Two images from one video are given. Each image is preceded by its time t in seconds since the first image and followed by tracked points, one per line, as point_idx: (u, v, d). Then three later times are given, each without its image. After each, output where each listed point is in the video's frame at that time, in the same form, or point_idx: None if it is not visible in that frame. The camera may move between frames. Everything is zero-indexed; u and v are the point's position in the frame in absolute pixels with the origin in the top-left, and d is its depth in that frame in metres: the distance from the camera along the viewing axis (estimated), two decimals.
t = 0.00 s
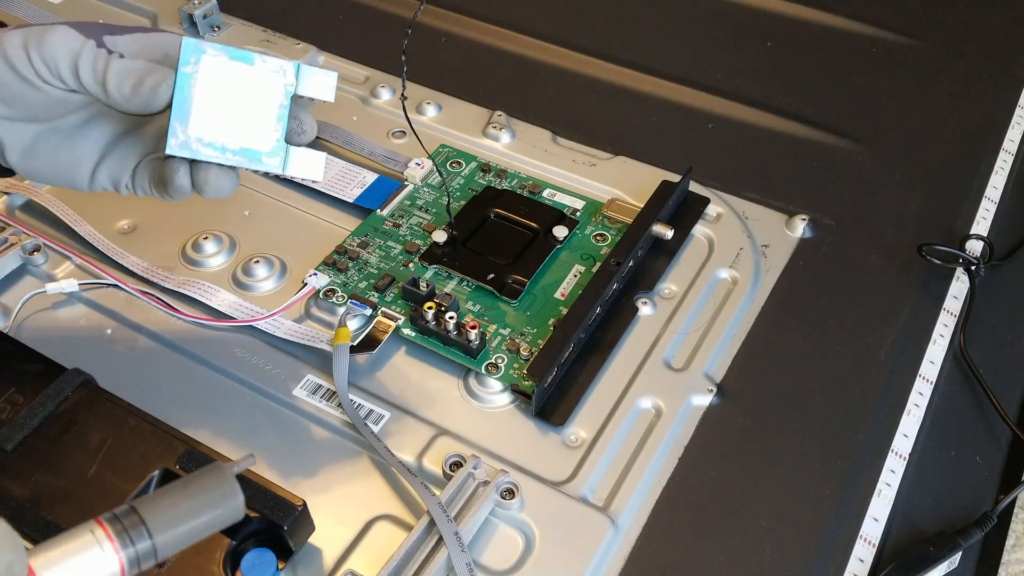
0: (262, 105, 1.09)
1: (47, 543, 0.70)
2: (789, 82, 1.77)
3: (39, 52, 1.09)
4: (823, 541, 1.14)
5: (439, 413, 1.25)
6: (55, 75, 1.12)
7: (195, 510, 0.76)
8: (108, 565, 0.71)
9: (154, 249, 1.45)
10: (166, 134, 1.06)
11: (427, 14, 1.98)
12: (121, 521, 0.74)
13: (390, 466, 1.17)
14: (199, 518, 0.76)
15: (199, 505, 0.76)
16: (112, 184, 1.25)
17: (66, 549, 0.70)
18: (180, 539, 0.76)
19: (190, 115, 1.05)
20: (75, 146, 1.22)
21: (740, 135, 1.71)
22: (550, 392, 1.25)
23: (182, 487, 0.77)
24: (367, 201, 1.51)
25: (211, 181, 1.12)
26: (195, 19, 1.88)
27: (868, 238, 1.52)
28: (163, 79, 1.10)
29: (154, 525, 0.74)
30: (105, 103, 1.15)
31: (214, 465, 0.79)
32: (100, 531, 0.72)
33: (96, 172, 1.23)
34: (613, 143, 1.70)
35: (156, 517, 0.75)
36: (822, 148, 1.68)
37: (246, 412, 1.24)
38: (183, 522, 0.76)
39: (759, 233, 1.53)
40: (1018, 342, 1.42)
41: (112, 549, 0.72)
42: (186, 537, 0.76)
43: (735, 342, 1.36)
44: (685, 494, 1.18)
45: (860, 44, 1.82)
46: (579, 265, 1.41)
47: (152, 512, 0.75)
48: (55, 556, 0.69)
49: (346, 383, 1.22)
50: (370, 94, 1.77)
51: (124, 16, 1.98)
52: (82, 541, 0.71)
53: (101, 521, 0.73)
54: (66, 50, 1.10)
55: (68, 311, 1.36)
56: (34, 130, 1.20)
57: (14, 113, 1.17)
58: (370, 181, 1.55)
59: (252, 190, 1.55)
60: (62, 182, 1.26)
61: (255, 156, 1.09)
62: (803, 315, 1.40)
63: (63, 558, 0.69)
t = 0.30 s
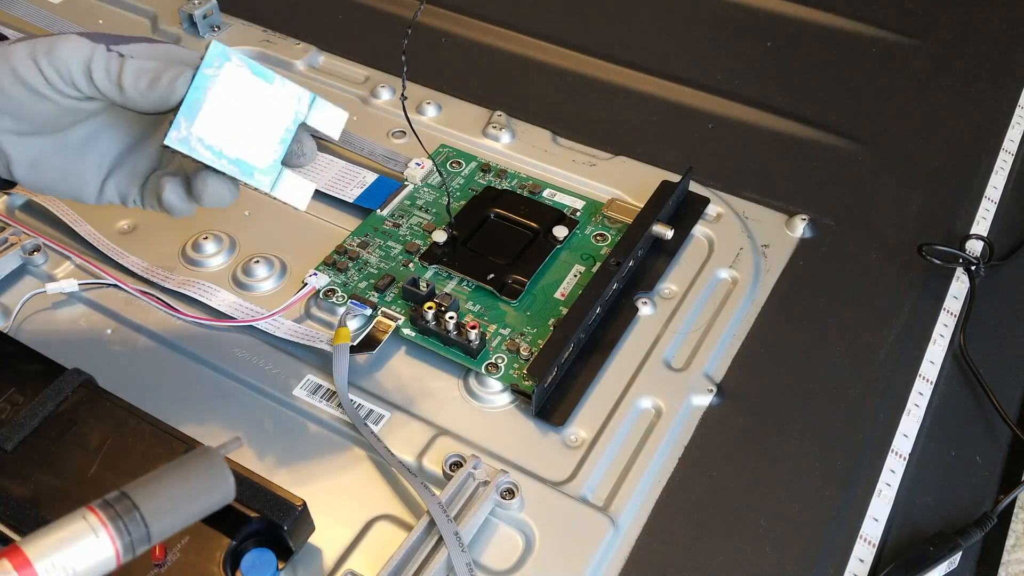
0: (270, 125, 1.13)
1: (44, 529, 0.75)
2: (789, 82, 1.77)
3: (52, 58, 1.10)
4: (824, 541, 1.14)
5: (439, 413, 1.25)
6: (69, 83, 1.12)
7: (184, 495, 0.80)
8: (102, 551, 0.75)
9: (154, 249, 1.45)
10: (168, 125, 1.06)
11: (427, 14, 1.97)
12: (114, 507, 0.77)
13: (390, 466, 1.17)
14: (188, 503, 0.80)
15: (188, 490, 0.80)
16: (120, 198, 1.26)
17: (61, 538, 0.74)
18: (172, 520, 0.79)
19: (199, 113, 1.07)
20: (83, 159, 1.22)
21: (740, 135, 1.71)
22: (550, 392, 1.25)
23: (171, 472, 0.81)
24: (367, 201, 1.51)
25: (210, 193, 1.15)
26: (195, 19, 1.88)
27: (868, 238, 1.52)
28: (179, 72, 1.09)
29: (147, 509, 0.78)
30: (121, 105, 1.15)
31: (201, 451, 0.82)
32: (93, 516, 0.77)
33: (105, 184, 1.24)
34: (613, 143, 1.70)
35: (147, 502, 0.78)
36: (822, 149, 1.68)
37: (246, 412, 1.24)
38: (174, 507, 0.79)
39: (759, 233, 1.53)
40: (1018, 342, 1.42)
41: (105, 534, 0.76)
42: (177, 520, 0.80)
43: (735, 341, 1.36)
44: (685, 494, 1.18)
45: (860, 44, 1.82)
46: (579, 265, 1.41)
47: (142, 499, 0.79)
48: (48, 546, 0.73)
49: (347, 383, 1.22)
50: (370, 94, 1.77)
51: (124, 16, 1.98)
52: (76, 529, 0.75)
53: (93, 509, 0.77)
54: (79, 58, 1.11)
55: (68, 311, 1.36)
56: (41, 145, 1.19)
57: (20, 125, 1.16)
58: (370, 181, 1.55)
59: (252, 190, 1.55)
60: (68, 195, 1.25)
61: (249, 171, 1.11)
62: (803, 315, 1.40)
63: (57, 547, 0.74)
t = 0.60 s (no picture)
0: (293, 114, 1.20)
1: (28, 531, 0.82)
2: (789, 82, 1.77)
3: (58, 59, 1.11)
4: (824, 541, 1.14)
5: (439, 413, 1.25)
6: (81, 76, 1.14)
7: (167, 489, 0.91)
8: (89, 545, 0.84)
9: (154, 249, 1.45)
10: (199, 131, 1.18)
11: (427, 14, 1.97)
12: (99, 502, 0.86)
13: (390, 466, 1.17)
14: (170, 499, 0.91)
15: (169, 488, 0.91)
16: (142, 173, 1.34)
17: (49, 533, 0.82)
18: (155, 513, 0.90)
19: (226, 121, 1.16)
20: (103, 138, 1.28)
21: (740, 135, 1.71)
22: (550, 392, 1.25)
23: (152, 472, 0.91)
24: (367, 201, 1.51)
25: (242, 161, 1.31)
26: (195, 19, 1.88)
27: (867, 238, 1.52)
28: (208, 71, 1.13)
29: (131, 503, 0.88)
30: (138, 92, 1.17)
31: (175, 448, 0.94)
32: (78, 511, 0.85)
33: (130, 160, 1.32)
34: (613, 143, 1.70)
35: (132, 497, 0.88)
36: (822, 148, 1.68)
37: (247, 412, 1.24)
38: (158, 498, 0.90)
39: (759, 233, 1.53)
40: (1017, 341, 1.42)
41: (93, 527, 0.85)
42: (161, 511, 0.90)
43: (735, 341, 1.36)
44: (685, 494, 1.18)
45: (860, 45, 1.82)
46: (579, 265, 1.41)
47: (127, 495, 0.88)
48: (36, 542, 0.81)
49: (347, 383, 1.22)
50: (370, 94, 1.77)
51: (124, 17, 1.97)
52: (63, 525, 0.83)
53: (77, 506, 0.86)
54: (82, 54, 1.11)
55: (68, 311, 1.36)
56: (65, 127, 1.24)
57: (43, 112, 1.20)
58: (370, 181, 1.55)
59: (252, 190, 1.55)
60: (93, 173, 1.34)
61: (278, 154, 1.24)
62: (803, 315, 1.40)
63: (47, 541, 0.81)
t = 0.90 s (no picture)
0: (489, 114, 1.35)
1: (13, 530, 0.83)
2: (788, 83, 1.77)
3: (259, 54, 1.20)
4: (823, 541, 1.14)
5: (439, 413, 1.25)
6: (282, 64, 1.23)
7: (154, 485, 0.90)
8: (74, 542, 0.84)
9: (154, 249, 1.45)
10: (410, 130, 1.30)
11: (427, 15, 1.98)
12: (85, 500, 0.87)
13: (390, 466, 1.17)
14: (159, 492, 0.91)
15: (154, 482, 0.90)
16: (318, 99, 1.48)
17: (33, 533, 0.83)
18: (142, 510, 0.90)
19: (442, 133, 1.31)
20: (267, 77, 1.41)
21: (740, 134, 1.71)
22: (550, 392, 1.25)
23: (138, 467, 0.91)
24: (367, 201, 1.51)
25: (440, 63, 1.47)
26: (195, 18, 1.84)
27: (867, 238, 1.52)
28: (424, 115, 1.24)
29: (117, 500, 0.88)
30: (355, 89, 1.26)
31: (162, 444, 0.94)
32: (63, 509, 0.86)
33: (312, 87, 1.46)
34: (613, 142, 1.70)
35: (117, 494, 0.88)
36: (822, 148, 1.68)
37: (247, 412, 1.24)
38: (144, 495, 0.90)
39: (759, 233, 1.52)
40: (1018, 342, 1.42)
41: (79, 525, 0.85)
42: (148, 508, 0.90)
43: (735, 341, 1.36)
44: (685, 494, 1.18)
45: (858, 48, 1.83)
46: (579, 265, 1.41)
47: (111, 492, 0.88)
48: (21, 542, 0.81)
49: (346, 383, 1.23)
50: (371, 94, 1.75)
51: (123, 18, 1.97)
52: (47, 523, 0.84)
53: (62, 504, 0.86)
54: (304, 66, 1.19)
55: (68, 311, 1.36)
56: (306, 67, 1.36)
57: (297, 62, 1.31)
58: (370, 181, 1.55)
59: (252, 190, 1.56)
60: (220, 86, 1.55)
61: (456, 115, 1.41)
62: (803, 315, 1.40)
63: (30, 541, 0.82)
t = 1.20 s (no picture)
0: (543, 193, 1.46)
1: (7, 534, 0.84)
2: (788, 84, 1.78)
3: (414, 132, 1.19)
4: (823, 541, 1.14)
5: (439, 413, 1.25)
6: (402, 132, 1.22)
7: (146, 489, 0.90)
8: (66, 548, 0.85)
9: (154, 249, 1.45)
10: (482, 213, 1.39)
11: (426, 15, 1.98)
12: (78, 505, 0.87)
13: (390, 466, 1.17)
14: (152, 498, 0.91)
15: (147, 487, 0.90)
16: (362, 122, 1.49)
17: (26, 539, 0.83)
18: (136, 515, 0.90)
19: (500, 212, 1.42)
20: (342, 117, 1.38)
21: (740, 134, 1.71)
22: (549, 392, 1.25)
23: (130, 472, 0.91)
24: (367, 201, 1.51)
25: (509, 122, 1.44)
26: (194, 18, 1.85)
27: (867, 238, 1.52)
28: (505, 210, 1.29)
29: (109, 505, 0.88)
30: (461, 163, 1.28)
31: (156, 448, 0.94)
32: (57, 515, 0.86)
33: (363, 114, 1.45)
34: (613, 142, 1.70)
35: (108, 498, 0.88)
36: (822, 148, 1.68)
37: (247, 412, 1.24)
38: (137, 501, 0.90)
39: (759, 234, 1.52)
40: (1018, 342, 1.42)
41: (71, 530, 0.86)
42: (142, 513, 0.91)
43: (734, 341, 1.36)
44: (686, 494, 1.18)
45: (858, 49, 1.83)
46: (579, 264, 1.41)
47: (105, 496, 0.88)
48: (16, 547, 0.82)
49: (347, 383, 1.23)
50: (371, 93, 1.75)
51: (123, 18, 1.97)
52: (40, 530, 0.84)
53: (55, 509, 0.86)
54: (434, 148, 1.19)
55: (68, 310, 1.36)
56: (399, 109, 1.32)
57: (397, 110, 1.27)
58: (370, 181, 1.55)
59: (252, 190, 1.56)
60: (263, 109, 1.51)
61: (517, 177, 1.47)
62: (803, 315, 1.40)
63: (22, 547, 0.82)
